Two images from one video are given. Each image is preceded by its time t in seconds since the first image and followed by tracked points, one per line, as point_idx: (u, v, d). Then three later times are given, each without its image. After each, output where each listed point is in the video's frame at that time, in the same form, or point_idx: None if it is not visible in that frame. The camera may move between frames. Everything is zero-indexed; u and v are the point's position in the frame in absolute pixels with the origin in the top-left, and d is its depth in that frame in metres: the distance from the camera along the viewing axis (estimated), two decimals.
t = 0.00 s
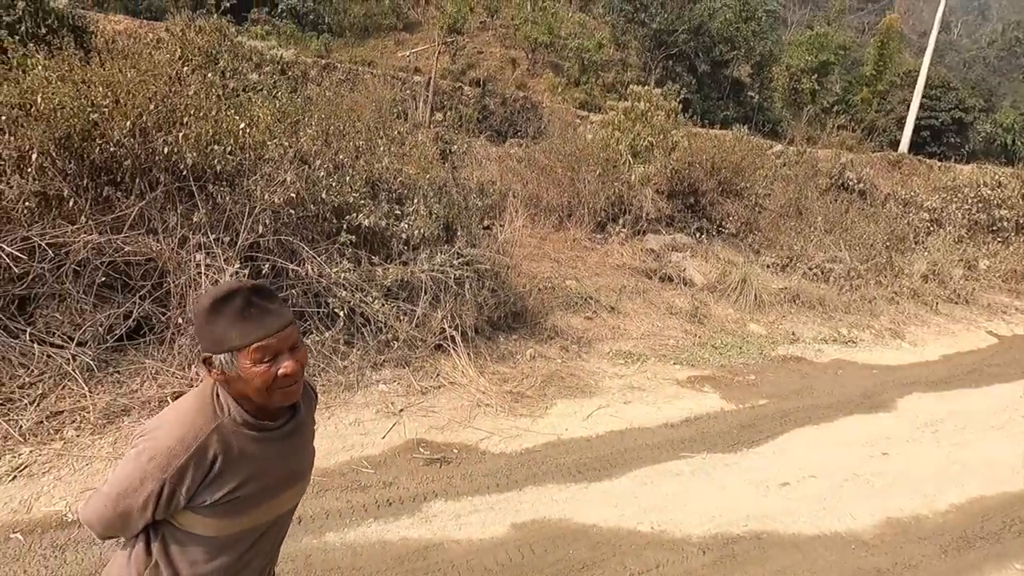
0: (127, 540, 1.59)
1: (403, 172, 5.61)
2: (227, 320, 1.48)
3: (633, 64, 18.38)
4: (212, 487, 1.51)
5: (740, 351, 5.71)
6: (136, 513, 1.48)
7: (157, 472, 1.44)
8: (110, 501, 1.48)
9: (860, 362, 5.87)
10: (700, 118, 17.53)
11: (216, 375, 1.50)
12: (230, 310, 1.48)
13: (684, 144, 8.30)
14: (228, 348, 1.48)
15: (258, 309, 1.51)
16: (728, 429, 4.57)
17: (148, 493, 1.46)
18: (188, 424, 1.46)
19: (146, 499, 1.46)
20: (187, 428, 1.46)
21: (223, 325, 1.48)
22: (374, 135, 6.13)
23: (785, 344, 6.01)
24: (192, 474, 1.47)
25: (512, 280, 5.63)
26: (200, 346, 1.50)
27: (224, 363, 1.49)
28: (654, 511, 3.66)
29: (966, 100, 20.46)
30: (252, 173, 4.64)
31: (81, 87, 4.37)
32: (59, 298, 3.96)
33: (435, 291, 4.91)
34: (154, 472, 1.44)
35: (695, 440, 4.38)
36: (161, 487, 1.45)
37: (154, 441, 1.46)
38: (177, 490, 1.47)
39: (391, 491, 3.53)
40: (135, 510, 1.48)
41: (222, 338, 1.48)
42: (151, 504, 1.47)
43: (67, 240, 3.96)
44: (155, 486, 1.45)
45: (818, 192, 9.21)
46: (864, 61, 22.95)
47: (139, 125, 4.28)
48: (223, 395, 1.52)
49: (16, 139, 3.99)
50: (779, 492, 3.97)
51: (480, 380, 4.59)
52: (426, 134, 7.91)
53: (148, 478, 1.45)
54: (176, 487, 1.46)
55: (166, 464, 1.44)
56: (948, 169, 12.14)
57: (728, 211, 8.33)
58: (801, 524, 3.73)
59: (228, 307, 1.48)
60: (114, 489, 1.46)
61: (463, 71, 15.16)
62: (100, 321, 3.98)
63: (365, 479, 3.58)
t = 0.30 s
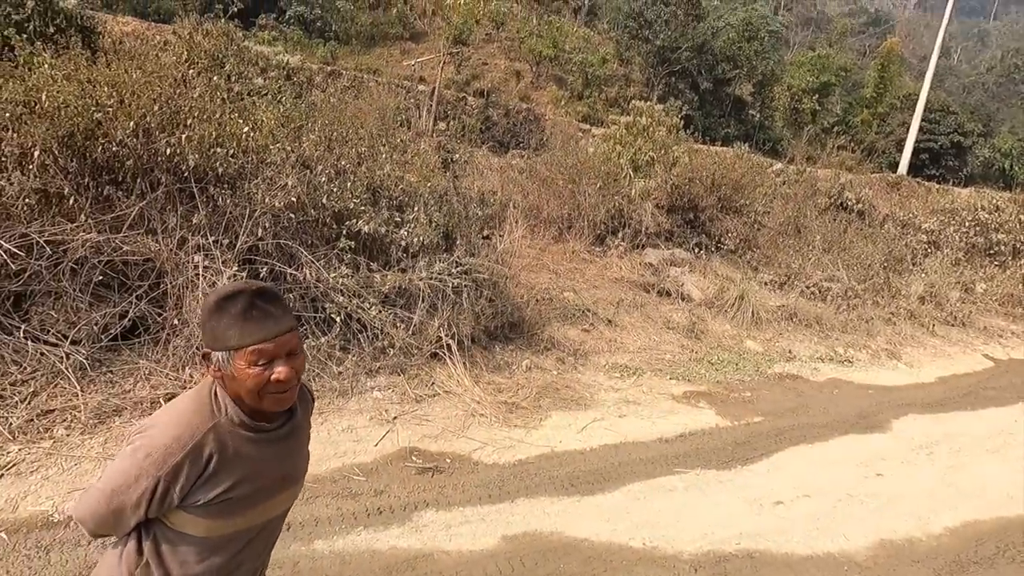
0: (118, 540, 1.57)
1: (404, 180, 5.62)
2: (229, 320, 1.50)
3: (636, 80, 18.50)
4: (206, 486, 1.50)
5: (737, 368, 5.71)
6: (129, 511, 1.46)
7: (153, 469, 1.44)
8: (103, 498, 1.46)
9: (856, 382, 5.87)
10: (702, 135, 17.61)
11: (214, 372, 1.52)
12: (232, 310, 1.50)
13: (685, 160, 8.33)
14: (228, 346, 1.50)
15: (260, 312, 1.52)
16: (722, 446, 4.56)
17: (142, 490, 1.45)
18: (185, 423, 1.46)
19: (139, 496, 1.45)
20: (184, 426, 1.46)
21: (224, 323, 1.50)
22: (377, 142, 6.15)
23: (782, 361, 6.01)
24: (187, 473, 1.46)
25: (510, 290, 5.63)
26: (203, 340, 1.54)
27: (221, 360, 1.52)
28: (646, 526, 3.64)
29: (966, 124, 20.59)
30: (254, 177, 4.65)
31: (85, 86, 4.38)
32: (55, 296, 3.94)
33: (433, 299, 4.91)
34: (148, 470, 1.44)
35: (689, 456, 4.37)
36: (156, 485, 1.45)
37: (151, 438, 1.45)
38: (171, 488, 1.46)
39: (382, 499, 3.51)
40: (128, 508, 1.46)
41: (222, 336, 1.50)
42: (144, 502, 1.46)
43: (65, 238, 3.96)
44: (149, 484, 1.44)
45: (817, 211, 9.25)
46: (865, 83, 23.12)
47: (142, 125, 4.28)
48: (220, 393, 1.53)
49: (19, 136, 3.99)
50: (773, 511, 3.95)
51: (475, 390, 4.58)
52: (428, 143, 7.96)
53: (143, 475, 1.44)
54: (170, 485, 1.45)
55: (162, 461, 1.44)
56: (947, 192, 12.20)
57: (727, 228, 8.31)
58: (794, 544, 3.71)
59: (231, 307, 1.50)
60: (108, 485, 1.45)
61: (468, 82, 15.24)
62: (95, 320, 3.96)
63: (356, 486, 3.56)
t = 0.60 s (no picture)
0: (123, 535, 1.58)
1: (407, 182, 5.63)
2: (233, 317, 1.50)
3: (640, 85, 18.53)
4: (208, 482, 1.50)
5: (738, 375, 5.71)
6: (133, 506, 1.47)
7: (156, 464, 1.44)
8: (108, 492, 1.47)
9: (857, 391, 5.85)
10: (705, 141, 17.62)
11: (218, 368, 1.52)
12: (237, 307, 1.50)
13: (688, 166, 8.33)
14: (230, 343, 1.50)
15: (264, 310, 1.51)
16: (721, 453, 4.55)
17: (146, 485, 1.45)
18: (188, 419, 1.47)
19: (143, 492, 1.45)
20: (188, 422, 1.46)
21: (228, 320, 1.50)
22: (382, 144, 6.16)
23: (783, 369, 6.00)
24: (189, 469, 1.46)
25: (512, 294, 5.63)
26: (207, 336, 1.54)
27: (225, 357, 1.52)
28: (643, 533, 3.63)
29: (970, 134, 20.56)
30: (258, 177, 4.67)
31: (92, 85, 4.41)
32: (58, 293, 3.95)
33: (435, 302, 4.91)
34: (152, 465, 1.44)
35: (689, 463, 4.36)
36: (159, 480, 1.45)
37: (155, 434, 1.46)
38: (174, 484, 1.46)
39: (380, 502, 3.50)
40: (132, 502, 1.47)
41: (225, 333, 1.50)
42: (148, 497, 1.46)
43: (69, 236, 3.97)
44: (153, 479, 1.44)
45: (819, 220, 9.24)
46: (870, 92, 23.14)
47: (148, 124, 4.31)
48: (224, 390, 1.53)
49: (26, 133, 4.01)
50: (773, 519, 3.94)
51: (475, 393, 4.57)
52: (432, 146, 7.97)
53: (147, 470, 1.45)
54: (173, 480, 1.46)
55: (166, 457, 1.44)
56: (951, 202, 12.18)
57: (730, 234, 8.27)
58: (793, 553, 3.70)
59: (236, 304, 1.50)
60: (112, 479, 1.45)
61: (472, 85, 15.26)
62: (97, 317, 3.96)
63: (355, 488, 3.56)
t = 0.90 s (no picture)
0: (184, 526, 1.59)
1: (422, 188, 5.66)
2: (296, 323, 1.53)
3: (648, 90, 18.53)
4: (269, 478, 1.51)
5: (747, 382, 5.67)
6: (198, 500, 1.49)
7: (223, 459, 1.46)
8: (174, 486, 1.49)
9: (867, 401, 5.79)
10: (713, 146, 17.56)
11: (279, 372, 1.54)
12: (298, 313, 1.53)
13: (697, 173, 8.33)
14: (292, 348, 1.52)
15: (323, 317, 1.54)
16: (733, 460, 4.53)
17: (213, 479, 1.47)
18: (253, 416, 1.48)
19: (209, 485, 1.47)
20: (253, 420, 1.48)
21: (290, 326, 1.53)
22: (397, 149, 6.19)
23: (791, 378, 5.96)
24: (253, 464, 1.48)
25: (524, 299, 5.63)
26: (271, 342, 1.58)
27: (285, 361, 1.54)
28: (656, 537, 3.62)
29: (978, 143, 20.33)
30: (280, 181, 4.70)
31: (121, 90, 4.47)
32: (85, 293, 4.00)
33: (450, 306, 4.93)
34: (219, 459, 1.46)
35: (700, 469, 4.34)
36: (224, 474, 1.47)
37: (221, 430, 1.48)
38: (238, 478, 1.48)
39: (399, 502, 3.51)
40: (198, 496, 1.49)
41: (287, 338, 1.53)
42: (213, 491, 1.48)
43: (97, 237, 4.03)
44: (219, 473, 1.46)
45: (828, 227, 9.19)
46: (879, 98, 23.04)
47: (174, 129, 4.36)
48: (284, 391, 1.55)
49: (57, 136, 4.10)
50: (785, 527, 3.91)
51: (489, 397, 4.58)
52: (443, 151, 8.00)
53: (214, 464, 1.46)
54: (237, 475, 1.47)
55: (232, 452, 1.46)
56: (960, 212, 12.10)
57: (738, 241, 8.24)
58: (806, 561, 3.67)
59: (298, 311, 1.53)
60: (180, 472, 1.47)
61: (480, 89, 15.31)
62: (122, 316, 4.00)
63: (374, 488, 3.57)
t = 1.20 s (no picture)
0: (173, 525, 1.61)
1: (429, 187, 5.66)
2: (281, 317, 1.53)
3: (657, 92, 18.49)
4: (256, 477, 1.51)
5: (754, 386, 5.65)
6: (186, 497, 1.50)
7: (210, 457, 1.46)
8: (163, 483, 1.50)
9: (876, 405, 5.76)
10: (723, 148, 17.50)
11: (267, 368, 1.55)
12: (283, 307, 1.53)
13: (706, 174, 8.29)
14: (277, 342, 1.53)
15: (307, 310, 1.54)
16: (739, 464, 4.51)
17: (199, 477, 1.48)
18: (241, 413, 1.49)
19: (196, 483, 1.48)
20: (240, 417, 1.48)
21: (275, 321, 1.54)
22: (404, 149, 6.20)
23: (801, 382, 5.93)
24: (240, 463, 1.48)
25: (529, 300, 5.63)
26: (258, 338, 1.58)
27: (273, 356, 1.55)
28: (659, 542, 3.61)
29: (993, 146, 20.17)
30: (285, 179, 4.71)
31: (129, 88, 4.52)
32: (90, 290, 4.03)
33: (454, 307, 4.93)
34: (206, 457, 1.47)
35: (706, 473, 4.33)
36: (211, 472, 1.47)
37: (208, 427, 1.49)
38: (225, 476, 1.48)
39: (400, 504, 3.51)
40: (185, 493, 1.50)
41: (273, 332, 1.53)
42: (200, 489, 1.49)
43: (102, 234, 4.04)
44: (206, 470, 1.47)
45: (838, 230, 9.13)
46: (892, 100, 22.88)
47: (179, 127, 4.38)
48: (273, 387, 1.55)
49: (64, 133, 4.12)
50: (794, 534, 3.89)
51: (493, 398, 4.57)
52: (450, 151, 8.01)
53: (201, 461, 1.47)
54: (224, 473, 1.48)
55: (219, 449, 1.46)
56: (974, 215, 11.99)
57: (747, 243, 8.19)
58: (815, 569, 3.65)
59: (283, 305, 1.54)
60: (168, 470, 1.49)
61: (489, 89, 15.32)
62: (126, 314, 4.02)
63: (376, 489, 3.58)
